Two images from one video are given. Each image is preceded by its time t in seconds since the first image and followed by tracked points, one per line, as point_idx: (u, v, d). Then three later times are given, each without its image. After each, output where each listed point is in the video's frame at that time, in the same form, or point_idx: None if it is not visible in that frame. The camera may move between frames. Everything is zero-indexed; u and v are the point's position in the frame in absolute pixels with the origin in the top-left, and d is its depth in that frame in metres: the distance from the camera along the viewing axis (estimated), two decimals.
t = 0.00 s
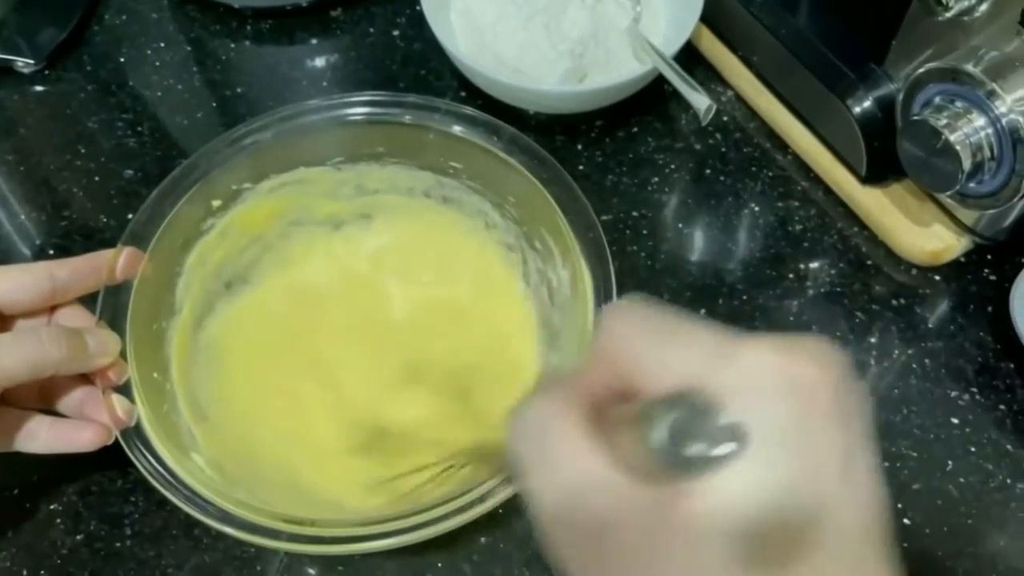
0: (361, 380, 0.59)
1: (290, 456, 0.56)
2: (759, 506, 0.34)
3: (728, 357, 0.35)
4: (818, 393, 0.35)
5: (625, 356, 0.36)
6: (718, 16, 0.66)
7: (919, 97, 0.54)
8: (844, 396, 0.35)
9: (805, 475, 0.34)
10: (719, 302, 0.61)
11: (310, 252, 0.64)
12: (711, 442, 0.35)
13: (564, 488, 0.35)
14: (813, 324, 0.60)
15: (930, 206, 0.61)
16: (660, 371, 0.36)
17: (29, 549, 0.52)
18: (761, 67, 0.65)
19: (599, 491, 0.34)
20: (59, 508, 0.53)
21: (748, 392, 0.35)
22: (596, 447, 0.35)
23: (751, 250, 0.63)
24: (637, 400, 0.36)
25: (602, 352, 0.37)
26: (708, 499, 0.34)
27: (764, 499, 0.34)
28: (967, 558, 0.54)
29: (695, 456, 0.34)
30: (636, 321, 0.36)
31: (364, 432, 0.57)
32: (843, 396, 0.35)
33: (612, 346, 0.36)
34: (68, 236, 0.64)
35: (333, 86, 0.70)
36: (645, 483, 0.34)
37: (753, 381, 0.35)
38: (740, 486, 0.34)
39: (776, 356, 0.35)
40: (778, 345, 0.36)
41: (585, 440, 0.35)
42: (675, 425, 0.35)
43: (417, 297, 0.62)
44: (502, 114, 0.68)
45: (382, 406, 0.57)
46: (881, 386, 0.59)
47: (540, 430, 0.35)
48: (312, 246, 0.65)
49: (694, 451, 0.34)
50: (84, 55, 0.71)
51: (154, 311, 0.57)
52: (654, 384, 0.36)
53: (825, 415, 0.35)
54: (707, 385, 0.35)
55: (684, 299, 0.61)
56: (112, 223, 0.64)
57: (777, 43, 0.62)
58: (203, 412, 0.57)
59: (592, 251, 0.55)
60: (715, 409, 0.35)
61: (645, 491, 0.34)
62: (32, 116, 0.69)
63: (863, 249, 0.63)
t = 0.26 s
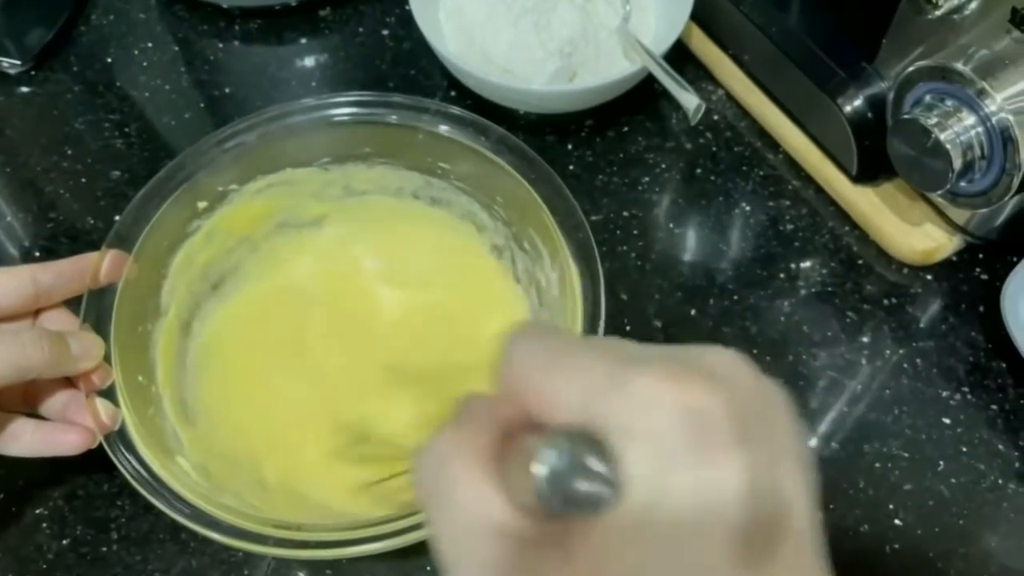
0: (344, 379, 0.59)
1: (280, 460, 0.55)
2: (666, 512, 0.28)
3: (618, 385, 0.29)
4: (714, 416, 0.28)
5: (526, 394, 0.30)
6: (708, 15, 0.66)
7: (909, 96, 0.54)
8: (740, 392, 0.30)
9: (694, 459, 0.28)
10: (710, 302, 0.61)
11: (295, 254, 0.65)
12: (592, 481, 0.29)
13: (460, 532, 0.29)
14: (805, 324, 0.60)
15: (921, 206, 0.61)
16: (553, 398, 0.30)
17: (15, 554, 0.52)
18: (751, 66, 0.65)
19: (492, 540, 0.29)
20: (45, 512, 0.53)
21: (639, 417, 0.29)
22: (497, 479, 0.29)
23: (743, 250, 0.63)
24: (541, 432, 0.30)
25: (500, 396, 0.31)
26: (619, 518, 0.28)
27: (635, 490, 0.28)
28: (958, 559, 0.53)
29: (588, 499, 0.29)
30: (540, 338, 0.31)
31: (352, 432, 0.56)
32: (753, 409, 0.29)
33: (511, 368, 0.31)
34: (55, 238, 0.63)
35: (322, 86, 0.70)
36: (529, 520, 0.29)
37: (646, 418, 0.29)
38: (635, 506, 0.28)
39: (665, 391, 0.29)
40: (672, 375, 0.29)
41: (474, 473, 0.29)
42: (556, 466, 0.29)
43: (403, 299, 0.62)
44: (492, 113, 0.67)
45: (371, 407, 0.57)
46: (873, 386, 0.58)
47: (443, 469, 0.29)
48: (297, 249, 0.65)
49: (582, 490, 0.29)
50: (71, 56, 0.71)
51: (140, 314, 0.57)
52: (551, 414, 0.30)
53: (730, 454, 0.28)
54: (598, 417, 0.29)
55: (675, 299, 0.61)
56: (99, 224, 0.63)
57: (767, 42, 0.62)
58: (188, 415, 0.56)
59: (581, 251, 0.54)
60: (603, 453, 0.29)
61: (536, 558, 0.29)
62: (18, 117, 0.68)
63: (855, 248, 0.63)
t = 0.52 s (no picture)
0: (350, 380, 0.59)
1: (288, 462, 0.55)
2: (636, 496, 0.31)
3: (601, 357, 0.33)
4: (683, 389, 0.32)
5: (489, 361, 0.34)
6: (708, 17, 0.66)
7: (909, 98, 0.54)
8: (712, 376, 0.33)
9: (669, 433, 0.31)
10: (711, 303, 0.61)
11: (297, 260, 0.65)
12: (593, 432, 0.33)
13: (441, 498, 0.34)
14: (806, 325, 0.60)
15: (922, 207, 0.61)
16: (523, 370, 0.34)
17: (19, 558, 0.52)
18: (751, 67, 0.65)
19: (474, 499, 0.33)
20: (49, 517, 0.53)
21: (612, 381, 0.32)
22: (475, 449, 0.34)
23: (743, 251, 0.63)
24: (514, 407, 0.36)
25: (473, 358, 0.35)
26: (583, 490, 0.32)
27: (639, 470, 0.31)
28: (959, 559, 0.53)
29: (565, 457, 0.33)
30: (514, 316, 0.35)
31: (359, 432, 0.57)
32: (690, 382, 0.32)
33: (482, 350, 0.34)
34: (57, 242, 0.63)
35: (323, 89, 0.70)
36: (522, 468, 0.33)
37: (633, 391, 0.32)
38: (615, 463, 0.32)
39: (641, 356, 0.32)
40: (648, 347, 0.33)
41: (445, 434, 0.34)
42: (540, 430, 0.34)
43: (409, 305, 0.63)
44: (492, 116, 0.67)
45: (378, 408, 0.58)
46: (874, 387, 0.59)
47: (418, 434, 0.34)
48: (301, 252, 0.65)
49: (563, 449, 0.33)
50: (72, 60, 0.71)
51: (143, 318, 0.58)
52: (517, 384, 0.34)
53: (698, 419, 0.31)
54: (570, 381, 0.33)
55: (676, 301, 0.61)
56: (101, 229, 0.64)
57: (767, 44, 0.62)
58: (192, 419, 0.57)
59: (582, 254, 0.54)
60: (585, 406, 0.33)
61: (512, 500, 0.33)
62: (19, 122, 0.68)
63: (855, 249, 0.63)
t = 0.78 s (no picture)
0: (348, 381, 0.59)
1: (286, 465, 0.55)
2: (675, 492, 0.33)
3: (625, 339, 0.35)
4: (693, 371, 0.35)
5: (512, 343, 0.38)
6: (706, 17, 0.66)
7: (908, 97, 0.54)
8: (717, 384, 0.35)
9: (686, 458, 0.33)
10: (710, 303, 0.61)
11: (290, 261, 0.65)
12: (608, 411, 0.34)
13: (473, 472, 0.35)
14: (805, 325, 0.60)
15: (920, 207, 0.61)
16: (542, 349, 0.37)
17: (19, 562, 0.52)
18: (750, 67, 0.65)
19: (499, 471, 0.35)
20: (48, 521, 0.53)
21: (618, 369, 0.35)
22: (499, 425, 0.36)
23: (742, 251, 0.63)
24: (531, 382, 0.38)
25: (485, 333, 0.38)
26: (596, 477, 0.33)
27: (682, 459, 0.33)
28: (959, 558, 0.53)
29: (581, 431, 0.34)
30: (527, 301, 0.38)
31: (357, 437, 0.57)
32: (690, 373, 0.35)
33: (500, 329, 0.38)
34: (55, 246, 0.63)
35: (321, 91, 0.70)
36: (531, 450, 0.35)
37: (635, 371, 0.35)
38: (644, 450, 0.33)
39: (654, 346, 0.35)
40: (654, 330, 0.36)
41: (473, 412, 0.36)
42: (592, 418, 0.34)
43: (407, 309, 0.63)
44: (491, 117, 0.67)
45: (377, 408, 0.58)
46: (873, 387, 0.59)
47: (446, 410, 0.36)
48: (295, 252, 0.65)
49: (582, 427, 0.34)
50: (69, 63, 0.71)
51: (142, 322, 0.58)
52: (536, 366, 0.37)
53: (704, 405, 0.34)
54: (596, 360, 0.36)
55: (675, 302, 0.61)
56: (99, 232, 0.63)
57: (764, 44, 0.62)
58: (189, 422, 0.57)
59: (581, 255, 0.55)
60: (605, 388, 0.35)
61: (536, 469, 0.34)
62: (17, 125, 0.68)
63: (854, 249, 0.63)
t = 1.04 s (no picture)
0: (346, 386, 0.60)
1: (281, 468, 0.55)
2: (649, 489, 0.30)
3: (607, 356, 0.32)
4: (685, 385, 0.31)
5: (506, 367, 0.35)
6: (700, 20, 0.66)
7: (901, 100, 0.54)
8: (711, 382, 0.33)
9: (670, 423, 0.31)
10: (705, 305, 0.61)
11: (289, 267, 0.65)
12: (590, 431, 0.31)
13: (446, 491, 0.33)
14: (800, 326, 0.60)
15: (914, 207, 0.61)
16: (540, 367, 0.34)
17: (17, 565, 0.52)
18: (744, 69, 0.65)
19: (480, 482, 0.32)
20: (46, 525, 0.53)
21: (619, 407, 0.31)
22: (478, 434, 0.33)
23: (737, 253, 0.63)
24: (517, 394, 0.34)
25: (478, 357, 0.35)
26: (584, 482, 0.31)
27: (598, 455, 0.31)
28: (954, 558, 0.54)
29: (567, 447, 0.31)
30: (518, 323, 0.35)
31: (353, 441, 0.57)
32: (693, 392, 0.32)
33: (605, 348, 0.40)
34: (52, 250, 0.63)
35: (317, 94, 0.70)
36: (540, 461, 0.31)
37: (626, 387, 0.32)
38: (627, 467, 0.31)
39: (644, 363, 0.32)
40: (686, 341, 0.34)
41: (451, 430, 0.33)
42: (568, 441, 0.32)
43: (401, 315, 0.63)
44: (486, 120, 0.67)
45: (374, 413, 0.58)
46: (868, 388, 0.59)
47: (423, 422, 0.34)
48: (294, 257, 0.66)
49: (565, 445, 0.31)
50: (66, 67, 0.71)
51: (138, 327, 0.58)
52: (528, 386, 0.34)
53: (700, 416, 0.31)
54: (583, 378, 0.32)
55: (671, 304, 0.61)
56: (96, 235, 0.64)
57: (758, 45, 0.62)
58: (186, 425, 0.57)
59: (575, 257, 0.55)
60: (592, 408, 0.32)
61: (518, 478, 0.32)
62: (14, 129, 0.68)
63: (849, 250, 0.63)
